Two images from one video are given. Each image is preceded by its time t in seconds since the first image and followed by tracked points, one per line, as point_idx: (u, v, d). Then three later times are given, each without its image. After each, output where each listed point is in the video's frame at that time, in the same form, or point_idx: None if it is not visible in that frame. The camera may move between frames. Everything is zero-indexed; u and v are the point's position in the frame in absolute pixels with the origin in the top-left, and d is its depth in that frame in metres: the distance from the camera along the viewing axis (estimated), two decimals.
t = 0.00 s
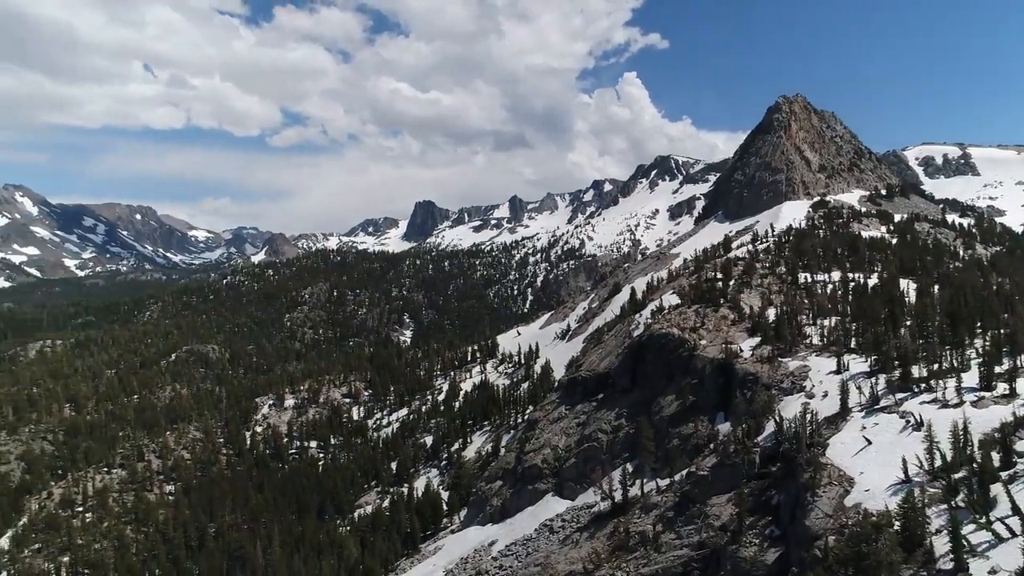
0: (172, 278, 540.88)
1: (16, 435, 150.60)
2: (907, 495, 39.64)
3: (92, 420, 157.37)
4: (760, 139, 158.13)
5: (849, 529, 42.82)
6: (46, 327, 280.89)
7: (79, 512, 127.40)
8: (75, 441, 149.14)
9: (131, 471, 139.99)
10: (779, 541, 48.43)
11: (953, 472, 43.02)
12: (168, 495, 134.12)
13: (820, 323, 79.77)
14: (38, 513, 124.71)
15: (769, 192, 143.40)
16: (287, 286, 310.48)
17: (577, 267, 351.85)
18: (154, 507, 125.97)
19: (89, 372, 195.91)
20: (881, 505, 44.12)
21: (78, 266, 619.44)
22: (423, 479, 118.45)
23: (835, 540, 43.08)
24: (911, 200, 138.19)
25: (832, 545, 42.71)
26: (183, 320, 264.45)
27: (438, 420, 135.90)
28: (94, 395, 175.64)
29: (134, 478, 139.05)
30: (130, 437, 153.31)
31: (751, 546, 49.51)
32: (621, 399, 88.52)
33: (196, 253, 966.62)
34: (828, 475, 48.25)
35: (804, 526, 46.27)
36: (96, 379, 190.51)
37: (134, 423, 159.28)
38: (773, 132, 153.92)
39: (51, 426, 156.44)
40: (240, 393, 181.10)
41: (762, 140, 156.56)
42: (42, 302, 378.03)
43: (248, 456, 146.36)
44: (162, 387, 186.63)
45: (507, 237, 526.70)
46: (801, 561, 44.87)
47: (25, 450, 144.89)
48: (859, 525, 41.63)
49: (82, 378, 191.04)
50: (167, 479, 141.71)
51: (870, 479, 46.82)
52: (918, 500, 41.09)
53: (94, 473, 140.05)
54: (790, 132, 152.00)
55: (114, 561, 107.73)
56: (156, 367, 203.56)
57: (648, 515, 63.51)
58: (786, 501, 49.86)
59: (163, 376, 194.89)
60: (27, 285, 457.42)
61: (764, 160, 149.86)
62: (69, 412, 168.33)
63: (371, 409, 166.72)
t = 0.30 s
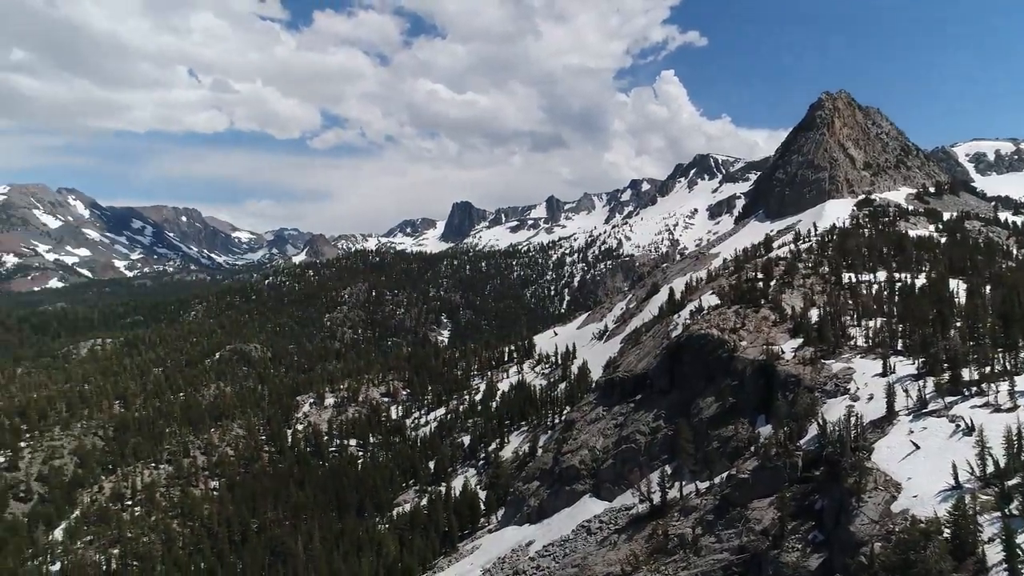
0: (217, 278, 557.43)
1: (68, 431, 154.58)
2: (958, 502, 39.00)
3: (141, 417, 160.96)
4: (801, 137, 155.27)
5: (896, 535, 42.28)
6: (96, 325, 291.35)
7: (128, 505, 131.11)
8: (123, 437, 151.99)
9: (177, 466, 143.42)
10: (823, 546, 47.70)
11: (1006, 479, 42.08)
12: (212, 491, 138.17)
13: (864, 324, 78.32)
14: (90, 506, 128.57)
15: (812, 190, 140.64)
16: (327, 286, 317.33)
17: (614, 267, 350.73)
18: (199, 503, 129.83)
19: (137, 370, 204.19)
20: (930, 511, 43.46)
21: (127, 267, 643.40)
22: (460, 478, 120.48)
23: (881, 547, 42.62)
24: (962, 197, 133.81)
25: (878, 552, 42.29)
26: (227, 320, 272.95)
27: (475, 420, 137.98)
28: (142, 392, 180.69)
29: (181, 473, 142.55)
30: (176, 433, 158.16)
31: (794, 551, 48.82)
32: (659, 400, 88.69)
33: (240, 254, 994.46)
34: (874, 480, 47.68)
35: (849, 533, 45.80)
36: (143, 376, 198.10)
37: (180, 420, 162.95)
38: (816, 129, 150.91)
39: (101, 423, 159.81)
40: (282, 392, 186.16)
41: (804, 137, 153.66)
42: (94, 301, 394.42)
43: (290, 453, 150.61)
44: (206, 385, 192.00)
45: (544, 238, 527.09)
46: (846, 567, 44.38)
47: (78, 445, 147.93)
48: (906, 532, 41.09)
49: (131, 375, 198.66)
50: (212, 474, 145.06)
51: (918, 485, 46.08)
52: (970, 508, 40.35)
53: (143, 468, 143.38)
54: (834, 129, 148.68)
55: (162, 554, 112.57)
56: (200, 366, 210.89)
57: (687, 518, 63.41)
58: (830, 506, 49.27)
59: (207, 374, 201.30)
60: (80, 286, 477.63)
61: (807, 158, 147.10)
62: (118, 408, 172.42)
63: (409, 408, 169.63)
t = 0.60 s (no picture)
0: (269, 278, 576.34)
1: (128, 426, 160.36)
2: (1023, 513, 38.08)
3: (195, 414, 166.22)
4: (854, 133, 151.32)
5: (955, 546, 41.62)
6: (154, 324, 304.38)
7: (184, 499, 138.73)
8: (179, 432, 158.76)
9: (230, 462, 150.76)
10: (876, 555, 47.33)
11: None
12: (263, 487, 143.46)
13: (921, 326, 76.29)
14: (148, 499, 137.40)
15: (865, 188, 136.74)
16: (373, 287, 324.69)
17: (660, 268, 347.40)
18: (250, 498, 134.98)
19: (192, 368, 213.23)
20: (991, 522, 42.64)
21: (182, 268, 672.17)
22: (505, 478, 122.37)
23: (939, 557, 41.89)
24: None
25: (936, 562, 41.65)
26: (277, 320, 282.45)
27: (520, 420, 139.88)
28: (196, 389, 186.90)
29: (234, 468, 149.63)
30: (228, 430, 163.56)
31: (846, 559, 48.44)
32: (706, 402, 88.51)
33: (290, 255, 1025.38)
34: (931, 487, 46.80)
35: (904, 541, 45.08)
36: (198, 374, 206.75)
37: (233, 417, 168.95)
38: (869, 125, 146.88)
39: (158, 418, 166.21)
40: (330, 391, 191.73)
41: (857, 134, 149.74)
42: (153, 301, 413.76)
43: (338, 451, 155.44)
44: (257, 383, 198.78)
45: (588, 238, 525.42)
46: None
47: (138, 440, 154.39)
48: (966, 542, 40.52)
49: (186, 373, 207.90)
50: (262, 470, 152.05)
51: (978, 494, 45.14)
52: None
53: (197, 463, 150.67)
54: (888, 125, 144.38)
55: (216, 547, 119.65)
56: (252, 364, 219.11)
57: (735, 523, 62.66)
58: (884, 513, 48.72)
59: (259, 373, 208.67)
60: (139, 286, 501.86)
61: (860, 155, 143.24)
62: (175, 405, 178.37)
63: (454, 408, 172.75)
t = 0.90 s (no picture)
0: (318, 279, 592.93)
1: (185, 422, 167.51)
2: None
3: (247, 410, 173.06)
4: (911, 129, 146.99)
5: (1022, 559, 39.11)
6: (210, 324, 317.47)
7: (238, 494, 144.28)
8: (233, 428, 165.45)
9: (282, 459, 155.91)
10: (935, 565, 44.13)
11: None
12: (313, 483, 148.85)
13: (984, 328, 73.78)
14: (204, 493, 142.35)
15: (924, 185, 132.15)
16: (420, 287, 331.20)
17: (708, 267, 342.73)
18: (301, 494, 140.05)
19: (246, 366, 221.94)
20: None
21: (237, 269, 699.97)
22: (551, 479, 123.88)
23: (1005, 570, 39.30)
24: None
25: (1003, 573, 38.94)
26: (327, 319, 291.40)
27: (566, 421, 141.58)
28: (249, 387, 194.13)
29: (285, 465, 154.93)
30: (280, 427, 169.66)
31: (904, 568, 45.34)
32: (757, 404, 88.03)
33: (339, 256, 1052.23)
34: (995, 495, 43.65)
35: (965, 550, 42.18)
36: (250, 372, 215.50)
37: (285, 415, 175.28)
38: (927, 121, 142.46)
39: (213, 415, 172.06)
40: (379, 390, 196.84)
41: (915, 129, 145.45)
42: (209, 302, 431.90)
43: (385, 449, 160.04)
44: (308, 381, 205.54)
45: (634, 238, 521.04)
46: None
47: (194, 436, 161.51)
48: None
49: (240, 371, 216.66)
50: (313, 467, 155.77)
51: None
52: None
53: (251, 459, 156.48)
54: (949, 120, 139.25)
55: (268, 541, 124.76)
56: (303, 363, 226.98)
57: (787, 529, 59.70)
58: (944, 522, 45.74)
59: (309, 372, 215.80)
60: (195, 286, 524.59)
61: (918, 150, 138.84)
62: (229, 402, 185.37)
63: (500, 408, 175.34)
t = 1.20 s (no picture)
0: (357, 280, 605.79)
1: (229, 419, 171.43)
2: None
3: (289, 409, 176.88)
4: (962, 125, 143.28)
5: None
6: (253, 324, 326.91)
7: (280, 490, 147.86)
8: (276, 426, 169.64)
9: (322, 456, 159.15)
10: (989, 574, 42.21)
11: None
12: (352, 481, 152.65)
13: None
14: (247, 489, 146.05)
15: (976, 182, 128.27)
16: (458, 287, 335.38)
17: (749, 267, 337.46)
18: (341, 491, 142.55)
19: (288, 365, 228.31)
20: None
21: (280, 270, 719.85)
22: (588, 480, 124.71)
23: None
24: None
25: None
26: (367, 319, 297.59)
27: (604, 422, 142.31)
28: (291, 385, 199.56)
29: (326, 462, 158.24)
30: (321, 424, 174.06)
31: None
32: (799, 407, 87.28)
33: (378, 257, 1070.61)
34: None
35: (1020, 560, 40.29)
36: (292, 371, 221.87)
37: (325, 412, 179.45)
38: (978, 115, 139.33)
39: (256, 412, 175.92)
40: (417, 389, 200.34)
41: (966, 125, 141.97)
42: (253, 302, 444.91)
43: (423, 448, 163.34)
44: (348, 381, 210.54)
45: (673, 238, 515.33)
46: None
47: (237, 433, 164.74)
48: None
49: (282, 370, 223.13)
50: (353, 465, 159.29)
51: None
52: None
53: (292, 456, 159.93)
54: (1002, 114, 136.06)
55: (309, 536, 128.06)
56: (343, 362, 232.45)
57: (830, 535, 56.49)
58: (997, 529, 43.85)
59: (349, 371, 221.01)
60: (239, 287, 541.66)
61: (969, 147, 135.24)
62: (272, 400, 190.49)
63: (537, 408, 176.96)
